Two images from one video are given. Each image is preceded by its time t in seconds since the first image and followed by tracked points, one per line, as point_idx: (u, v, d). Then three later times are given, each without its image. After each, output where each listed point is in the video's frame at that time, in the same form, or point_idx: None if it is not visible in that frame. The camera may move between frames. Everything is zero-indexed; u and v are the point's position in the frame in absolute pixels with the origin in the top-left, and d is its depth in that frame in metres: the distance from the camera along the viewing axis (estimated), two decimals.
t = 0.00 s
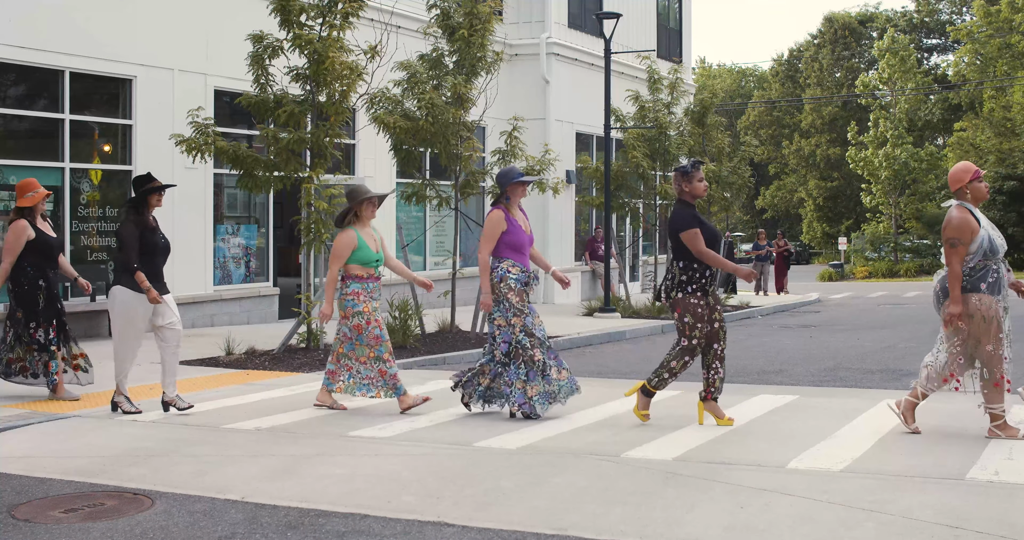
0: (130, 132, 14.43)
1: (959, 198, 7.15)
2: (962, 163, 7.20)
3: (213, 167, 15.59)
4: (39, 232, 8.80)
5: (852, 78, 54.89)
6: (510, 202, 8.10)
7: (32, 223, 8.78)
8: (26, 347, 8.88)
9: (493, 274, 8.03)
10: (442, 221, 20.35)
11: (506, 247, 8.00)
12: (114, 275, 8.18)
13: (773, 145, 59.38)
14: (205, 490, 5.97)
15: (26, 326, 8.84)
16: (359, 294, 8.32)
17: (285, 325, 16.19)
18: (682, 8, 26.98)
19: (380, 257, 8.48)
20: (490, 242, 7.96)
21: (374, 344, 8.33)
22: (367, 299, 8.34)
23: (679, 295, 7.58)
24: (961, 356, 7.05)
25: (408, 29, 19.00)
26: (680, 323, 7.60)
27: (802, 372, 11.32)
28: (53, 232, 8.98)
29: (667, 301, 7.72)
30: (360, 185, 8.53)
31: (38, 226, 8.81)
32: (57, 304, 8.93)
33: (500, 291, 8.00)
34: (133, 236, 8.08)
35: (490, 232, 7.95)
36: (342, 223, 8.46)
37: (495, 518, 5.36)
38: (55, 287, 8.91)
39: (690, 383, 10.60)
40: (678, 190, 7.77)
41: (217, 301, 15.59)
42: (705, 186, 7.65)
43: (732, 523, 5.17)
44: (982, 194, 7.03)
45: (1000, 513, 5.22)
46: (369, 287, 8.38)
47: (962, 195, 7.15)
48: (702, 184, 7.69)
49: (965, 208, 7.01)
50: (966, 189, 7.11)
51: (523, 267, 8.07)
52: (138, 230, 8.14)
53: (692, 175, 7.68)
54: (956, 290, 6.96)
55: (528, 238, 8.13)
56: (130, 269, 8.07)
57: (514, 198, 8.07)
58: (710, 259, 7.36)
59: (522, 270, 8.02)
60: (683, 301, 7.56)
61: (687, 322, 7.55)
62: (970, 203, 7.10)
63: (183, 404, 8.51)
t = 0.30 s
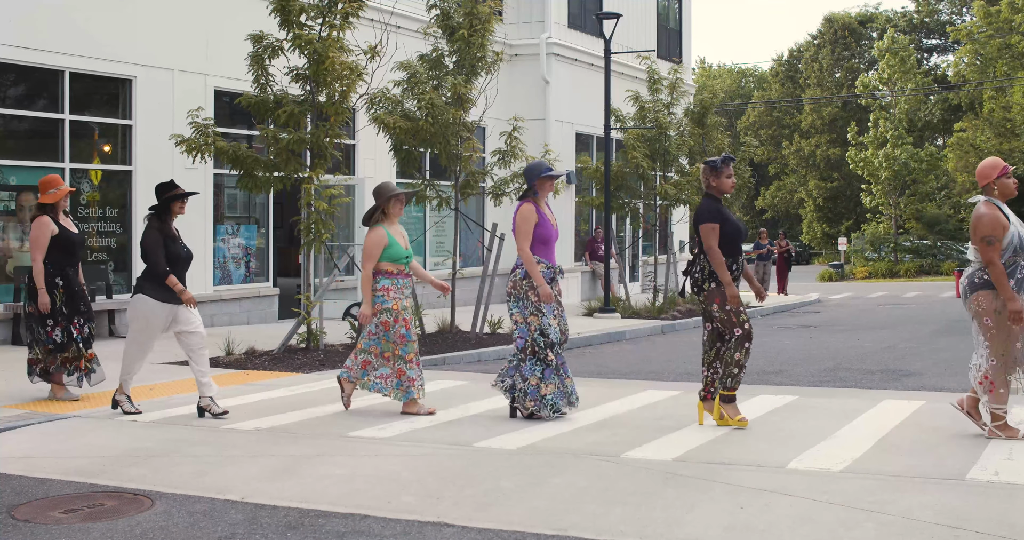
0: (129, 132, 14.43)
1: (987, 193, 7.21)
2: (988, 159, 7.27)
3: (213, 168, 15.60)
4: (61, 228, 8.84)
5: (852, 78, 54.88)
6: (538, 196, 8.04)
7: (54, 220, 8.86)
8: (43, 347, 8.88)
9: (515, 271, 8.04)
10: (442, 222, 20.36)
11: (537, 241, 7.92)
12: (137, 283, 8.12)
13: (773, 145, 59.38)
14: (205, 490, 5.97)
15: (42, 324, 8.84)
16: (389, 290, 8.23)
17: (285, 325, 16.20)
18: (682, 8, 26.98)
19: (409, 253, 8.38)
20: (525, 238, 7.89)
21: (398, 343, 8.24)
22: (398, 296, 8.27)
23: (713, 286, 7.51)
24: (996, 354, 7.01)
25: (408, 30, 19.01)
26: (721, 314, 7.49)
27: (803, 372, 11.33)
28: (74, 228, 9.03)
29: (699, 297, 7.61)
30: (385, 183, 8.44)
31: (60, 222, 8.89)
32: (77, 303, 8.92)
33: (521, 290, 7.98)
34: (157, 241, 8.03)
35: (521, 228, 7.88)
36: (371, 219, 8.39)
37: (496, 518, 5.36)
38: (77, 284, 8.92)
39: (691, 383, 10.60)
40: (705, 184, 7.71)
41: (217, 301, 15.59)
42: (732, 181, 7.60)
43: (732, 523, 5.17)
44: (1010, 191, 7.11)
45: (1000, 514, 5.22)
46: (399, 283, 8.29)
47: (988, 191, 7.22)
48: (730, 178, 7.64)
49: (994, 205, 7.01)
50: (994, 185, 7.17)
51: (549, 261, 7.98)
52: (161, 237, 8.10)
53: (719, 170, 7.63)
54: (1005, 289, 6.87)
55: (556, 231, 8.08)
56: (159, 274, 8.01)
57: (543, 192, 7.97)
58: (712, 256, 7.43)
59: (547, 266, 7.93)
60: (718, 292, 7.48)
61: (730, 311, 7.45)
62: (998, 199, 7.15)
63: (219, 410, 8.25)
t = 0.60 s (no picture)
0: (129, 132, 14.43)
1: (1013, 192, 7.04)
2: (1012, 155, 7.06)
3: (213, 167, 15.60)
4: (83, 229, 8.82)
5: (852, 78, 54.89)
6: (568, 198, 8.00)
7: (76, 220, 8.82)
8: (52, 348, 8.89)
9: (542, 275, 8.02)
10: (443, 222, 20.37)
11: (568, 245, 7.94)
12: (164, 284, 8.05)
13: (773, 145, 59.39)
14: (205, 490, 5.97)
15: (53, 325, 8.85)
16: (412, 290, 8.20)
17: (285, 325, 16.20)
18: (682, 8, 26.98)
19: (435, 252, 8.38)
20: (559, 241, 7.88)
21: (415, 342, 8.18)
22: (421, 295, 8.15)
23: (746, 290, 7.38)
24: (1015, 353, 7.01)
25: (408, 30, 19.01)
26: (755, 319, 7.37)
27: (803, 372, 11.33)
28: (96, 229, 9.00)
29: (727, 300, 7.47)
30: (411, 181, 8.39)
31: (82, 223, 8.85)
32: (90, 309, 8.88)
33: (545, 295, 7.99)
34: (185, 240, 8.00)
35: (555, 232, 7.87)
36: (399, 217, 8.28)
37: (496, 518, 5.36)
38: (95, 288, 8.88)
39: (692, 383, 10.60)
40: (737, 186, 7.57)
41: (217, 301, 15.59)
42: (761, 184, 7.50)
43: (732, 523, 5.17)
44: None
45: (1001, 514, 5.22)
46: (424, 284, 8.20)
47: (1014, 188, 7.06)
48: (759, 181, 7.55)
49: None
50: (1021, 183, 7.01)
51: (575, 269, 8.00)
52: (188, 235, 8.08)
53: (746, 173, 7.53)
54: None
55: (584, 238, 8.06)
56: (185, 274, 7.94)
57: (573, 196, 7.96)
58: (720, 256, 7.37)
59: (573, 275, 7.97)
60: (753, 296, 7.37)
61: (762, 316, 7.36)
62: None
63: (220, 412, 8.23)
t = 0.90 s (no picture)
0: (129, 131, 14.42)
1: None
2: None
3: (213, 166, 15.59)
4: (108, 234, 8.73)
5: (853, 78, 54.91)
6: (598, 201, 8.03)
7: (102, 225, 8.72)
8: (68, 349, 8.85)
9: (575, 278, 7.95)
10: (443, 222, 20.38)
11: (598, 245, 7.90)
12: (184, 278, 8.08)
13: (773, 145, 59.39)
14: (205, 490, 5.97)
15: (70, 326, 8.78)
16: (437, 293, 8.13)
17: (286, 325, 16.19)
18: (682, 8, 26.98)
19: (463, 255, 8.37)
20: (587, 242, 7.83)
21: (438, 345, 8.13)
22: (446, 299, 8.13)
23: (781, 290, 7.33)
24: None
25: (409, 29, 19.01)
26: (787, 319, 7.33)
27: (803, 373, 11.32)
28: (122, 235, 8.91)
29: (760, 301, 7.42)
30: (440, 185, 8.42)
31: (107, 228, 8.75)
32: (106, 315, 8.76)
33: (579, 297, 7.92)
34: (203, 235, 7.97)
35: (584, 232, 7.84)
36: (427, 220, 8.30)
37: (495, 518, 5.35)
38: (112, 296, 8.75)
39: (692, 383, 10.59)
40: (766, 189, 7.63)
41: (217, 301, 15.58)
42: (790, 186, 7.55)
43: (731, 523, 5.16)
44: None
45: (1001, 515, 5.21)
46: (450, 286, 8.17)
47: None
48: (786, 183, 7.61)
49: None
50: None
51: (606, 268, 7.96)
52: (207, 230, 8.03)
53: (775, 175, 7.58)
54: None
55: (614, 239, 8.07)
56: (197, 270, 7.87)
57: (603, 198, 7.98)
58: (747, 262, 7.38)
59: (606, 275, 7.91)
60: (786, 296, 7.32)
61: (796, 316, 7.31)
62: None
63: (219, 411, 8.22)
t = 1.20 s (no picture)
0: (129, 131, 14.42)
1: None
2: None
3: (213, 166, 15.60)
4: (134, 231, 8.70)
5: (852, 78, 54.88)
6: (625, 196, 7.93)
7: (129, 222, 8.72)
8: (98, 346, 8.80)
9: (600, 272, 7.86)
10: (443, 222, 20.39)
11: (621, 241, 7.76)
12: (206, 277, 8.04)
13: (773, 146, 59.39)
14: (205, 490, 5.97)
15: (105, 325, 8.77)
16: (470, 295, 8.13)
17: (286, 325, 16.19)
18: (682, 8, 26.99)
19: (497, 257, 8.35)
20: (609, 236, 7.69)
21: (470, 347, 8.12)
22: (479, 302, 8.13)
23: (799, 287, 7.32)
24: None
25: (409, 29, 19.01)
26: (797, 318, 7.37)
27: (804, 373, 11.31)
28: (149, 233, 8.90)
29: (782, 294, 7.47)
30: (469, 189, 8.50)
31: (133, 225, 8.75)
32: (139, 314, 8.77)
33: (607, 291, 7.80)
34: (221, 238, 7.86)
35: (607, 226, 7.68)
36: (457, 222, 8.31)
37: (495, 517, 5.35)
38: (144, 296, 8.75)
39: (693, 383, 10.59)
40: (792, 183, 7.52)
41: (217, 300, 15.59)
42: (819, 180, 7.45)
43: (732, 523, 5.16)
44: None
45: (1001, 515, 5.21)
46: (483, 289, 8.15)
47: None
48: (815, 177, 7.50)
49: None
50: None
51: (634, 263, 7.81)
52: (226, 232, 7.92)
53: (805, 169, 7.45)
54: None
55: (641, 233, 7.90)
56: (212, 272, 7.80)
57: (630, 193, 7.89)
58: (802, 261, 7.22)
59: (632, 268, 7.77)
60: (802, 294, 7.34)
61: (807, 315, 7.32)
62: None
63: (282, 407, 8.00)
